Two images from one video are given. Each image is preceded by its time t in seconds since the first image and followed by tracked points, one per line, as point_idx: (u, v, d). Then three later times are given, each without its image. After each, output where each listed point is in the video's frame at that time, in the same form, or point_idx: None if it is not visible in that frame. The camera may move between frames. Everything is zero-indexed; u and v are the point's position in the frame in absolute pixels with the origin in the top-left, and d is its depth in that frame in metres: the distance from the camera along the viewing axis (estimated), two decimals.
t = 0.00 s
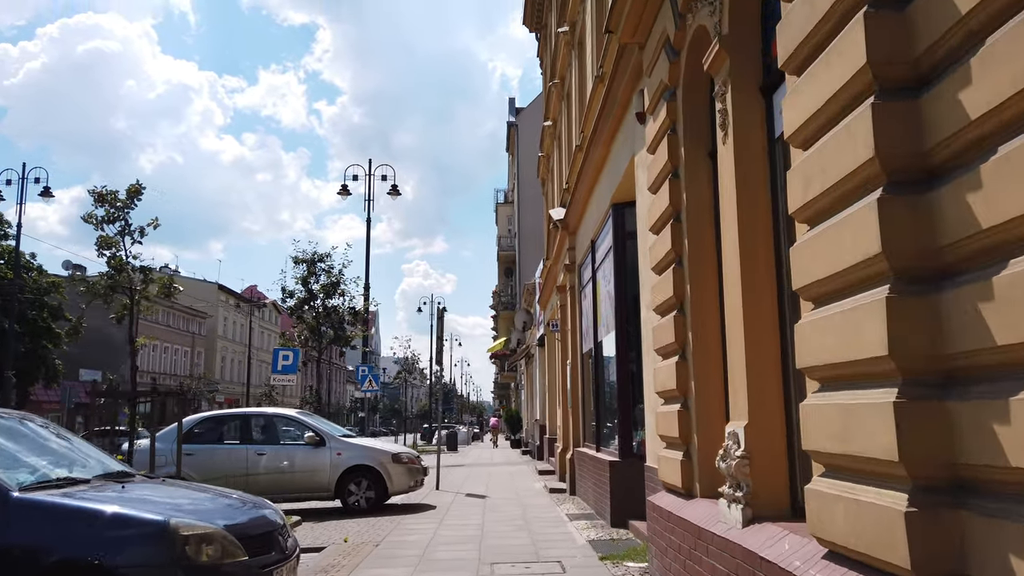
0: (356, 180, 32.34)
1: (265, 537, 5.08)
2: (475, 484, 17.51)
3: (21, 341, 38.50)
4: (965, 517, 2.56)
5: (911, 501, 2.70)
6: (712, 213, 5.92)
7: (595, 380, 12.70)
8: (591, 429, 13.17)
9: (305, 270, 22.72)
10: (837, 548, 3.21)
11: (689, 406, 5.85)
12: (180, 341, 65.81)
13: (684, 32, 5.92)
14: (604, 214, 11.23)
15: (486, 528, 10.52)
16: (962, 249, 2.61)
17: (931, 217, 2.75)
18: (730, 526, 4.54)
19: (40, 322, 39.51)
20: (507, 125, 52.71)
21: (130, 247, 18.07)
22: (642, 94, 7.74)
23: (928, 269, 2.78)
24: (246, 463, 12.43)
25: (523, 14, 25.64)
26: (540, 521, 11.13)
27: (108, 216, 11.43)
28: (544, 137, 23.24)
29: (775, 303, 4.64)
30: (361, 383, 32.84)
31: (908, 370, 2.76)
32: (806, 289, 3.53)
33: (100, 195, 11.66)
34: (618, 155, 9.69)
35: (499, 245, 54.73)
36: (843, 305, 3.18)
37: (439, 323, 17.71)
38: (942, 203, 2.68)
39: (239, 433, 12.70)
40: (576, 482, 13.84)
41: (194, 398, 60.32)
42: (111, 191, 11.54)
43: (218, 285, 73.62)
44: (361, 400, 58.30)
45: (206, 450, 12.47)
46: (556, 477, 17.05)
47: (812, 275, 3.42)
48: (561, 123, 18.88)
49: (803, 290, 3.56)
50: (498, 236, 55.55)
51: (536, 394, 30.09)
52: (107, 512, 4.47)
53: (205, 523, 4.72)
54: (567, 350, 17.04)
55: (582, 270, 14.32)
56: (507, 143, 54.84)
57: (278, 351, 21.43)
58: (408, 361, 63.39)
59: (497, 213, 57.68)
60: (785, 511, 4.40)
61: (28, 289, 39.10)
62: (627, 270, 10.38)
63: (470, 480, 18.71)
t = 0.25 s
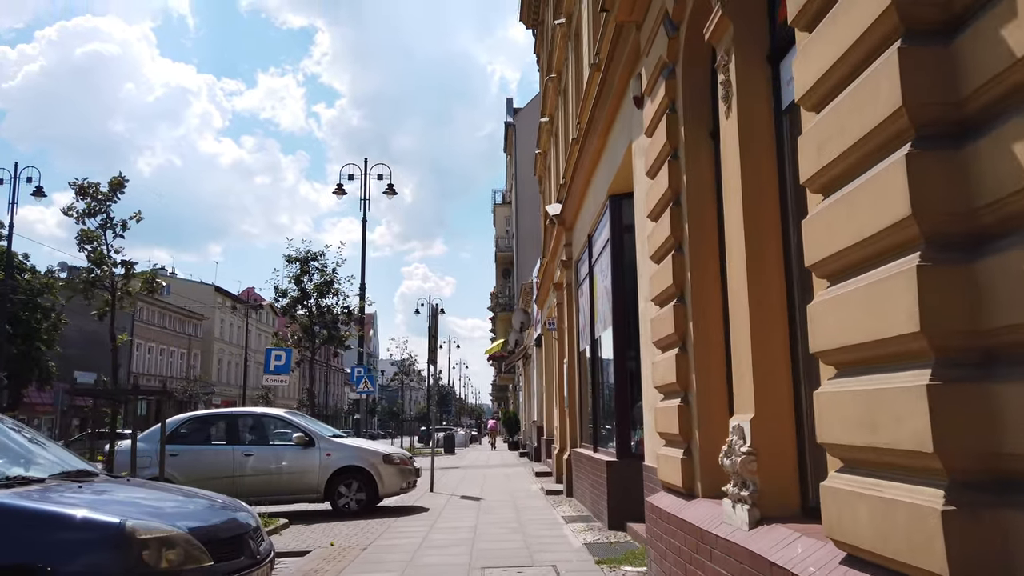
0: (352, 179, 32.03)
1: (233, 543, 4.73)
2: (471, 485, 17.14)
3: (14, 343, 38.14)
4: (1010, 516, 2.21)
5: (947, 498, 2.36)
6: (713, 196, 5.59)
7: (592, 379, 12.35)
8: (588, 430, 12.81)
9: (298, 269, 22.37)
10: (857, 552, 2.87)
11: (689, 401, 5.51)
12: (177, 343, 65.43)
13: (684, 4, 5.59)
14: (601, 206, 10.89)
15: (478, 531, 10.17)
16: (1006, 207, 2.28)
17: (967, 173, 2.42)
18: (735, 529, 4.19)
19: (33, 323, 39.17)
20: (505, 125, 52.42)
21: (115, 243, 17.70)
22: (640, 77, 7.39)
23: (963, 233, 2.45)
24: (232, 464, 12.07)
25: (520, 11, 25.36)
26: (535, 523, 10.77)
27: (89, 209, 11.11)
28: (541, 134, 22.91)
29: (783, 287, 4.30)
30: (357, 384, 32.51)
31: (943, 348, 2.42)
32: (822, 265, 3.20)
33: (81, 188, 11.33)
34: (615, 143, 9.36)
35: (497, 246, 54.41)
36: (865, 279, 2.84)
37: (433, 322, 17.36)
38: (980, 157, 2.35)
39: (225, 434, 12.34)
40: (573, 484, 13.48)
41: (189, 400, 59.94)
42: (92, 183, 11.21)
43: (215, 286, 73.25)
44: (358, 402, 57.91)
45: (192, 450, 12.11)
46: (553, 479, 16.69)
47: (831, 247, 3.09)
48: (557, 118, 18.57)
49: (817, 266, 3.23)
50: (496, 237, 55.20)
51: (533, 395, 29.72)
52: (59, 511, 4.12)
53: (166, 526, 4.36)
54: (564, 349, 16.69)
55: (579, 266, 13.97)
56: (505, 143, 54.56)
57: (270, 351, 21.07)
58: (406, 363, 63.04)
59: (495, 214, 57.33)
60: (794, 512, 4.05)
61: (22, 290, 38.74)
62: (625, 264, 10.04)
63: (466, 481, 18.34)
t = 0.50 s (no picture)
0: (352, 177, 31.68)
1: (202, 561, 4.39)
2: (470, 488, 16.81)
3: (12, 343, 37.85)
4: None
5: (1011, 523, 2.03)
6: (723, 186, 5.25)
7: (594, 380, 11.99)
8: (591, 432, 12.46)
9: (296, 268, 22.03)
10: None
11: (697, 405, 5.16)
12: (177, 344, 65.15)
13: None
14: (604, 201, 10.56)
15: (477, 538, 9.83)
16: None
17: None
18: (749, 544, 3.86)
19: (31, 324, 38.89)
20: (507, 124, 52.13)
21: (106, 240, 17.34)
22: (644, 64, 7.03)
23: None
24: (224, 468, 11.73)
25: (521, 7, 25.02)
26: (535, 530, 10.43)
27: (76, 204, 10.79)
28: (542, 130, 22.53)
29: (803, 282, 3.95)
30: (356, 385, 32.20)
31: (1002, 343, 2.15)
32: (859, 250, 2.87)
33: (68, 183, 11.01)
34: (618, 135, 9.02)
35: (498, 246, 54.10)
36: (907, 269, 2.58)
37: (433, 322, 17.00)
38: None
39: (217, 436, 11.99)
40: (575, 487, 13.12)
41: (189, 400, 59.66)
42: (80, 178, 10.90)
43: (216, 287, 72.95)
44: (359, 403, 57.58)
45: (182, 454, 11.78)
46: (554, 482, 16.35)
47: (873, 230, 2.76)
48: (559, 114, 18.23)
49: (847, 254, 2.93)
50: (498, 236, 54.82)
51: (535, 396, 29.38)
52: (9, 528, 3.78)
53: (130, 542, 4.02)
54: (565, 350, 16.34)
55: (581, 264, 13.62)
56: (507, 142, 54.20)
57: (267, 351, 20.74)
58: (407, 364, 62.71)
59: (497, 213, 56.99)
60: (814, 528, 3.72)
61: (20, 289, 38.42)
62: (628, 261, 9.69)
63: (465, 485, 17.99)
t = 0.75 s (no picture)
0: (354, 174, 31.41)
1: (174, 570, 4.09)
2: (473, 489, 16.48)
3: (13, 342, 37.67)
4: None
5: None
6: (737, 167, 4.92)
7: (599, 378, 11.64)
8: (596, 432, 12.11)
9: (296, 266, 21.73)
10: None
11: (710, 401, 4.82)
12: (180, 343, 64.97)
13: None
14: (609, 192, 10.22)
15: (477, 541, 9.51)
16: None
17: None
18: (770, 551, 3.52)
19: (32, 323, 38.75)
20: (511, 122, 51.78)
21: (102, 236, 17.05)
22: (652, 44, 6.67)
23: None
24: (219, 468, 11.43)
25: (525, 2, 24.69)
26: (538, 532, 10.11)
27: (65, 197, 10.51)
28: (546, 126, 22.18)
29: (829, 265, 3.62)
30: (358, 384, 31.91)
31: None
32: (903, 220, 2.55)
33: (57, 175, 10.73)
34: (624, 122, 8.69)
35: (502, 245, 53.75)
36: (961, 237, 2.26)
37: (434, 319, 16.68)
38: None
39: (212, 435, 11.69)
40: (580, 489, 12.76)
41: (192, 400, 59.50)
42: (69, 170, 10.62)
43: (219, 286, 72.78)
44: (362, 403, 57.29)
45: (176, 453, 11.48)
46: (558, 483, 16.01)
47: (922, 197, 2.43)
48: (563, 108, 17.89)
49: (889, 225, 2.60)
50: (501, 235, 54.47)
51: (539, 396, 29.00)
52: None
53: (93, 550, 3.72)
54: (570, 348, 15.98)
55: (586, 259, 13.27)
56: (511, 141, 53.86)
57: (266, 350, 20.45)
58: (411, 364, 62.39)
59: (501, 213, 56.65)
60: (842, 534, 3.38)
61: (21, 288, 38.23)
62: (634, 254, 9.34)
63: (467, 485, 17.67)
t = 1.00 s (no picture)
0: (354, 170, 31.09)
1: None
2: (474, 489, 16.18)
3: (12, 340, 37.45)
4: None
5: None
6: (755, 147, 4.59)
7: (603, 375, 11.31)
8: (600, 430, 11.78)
9: (295, 262, 21.44)
10: None
11: (725, 397, 4.49)
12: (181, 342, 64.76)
13: None
14: (613, 183, 9.89)
15: (477, 544, 9.19)
16: None
17: None
18: (796, 562, 3.20)
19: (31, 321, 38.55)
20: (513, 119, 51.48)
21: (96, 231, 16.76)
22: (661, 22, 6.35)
23: None
24: (212, 468, 11.12)
25: None
26: (540, 534, 9.79)
27: (53, 188, 10.19)
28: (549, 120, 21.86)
29: (860, 247, 3.30)
30: (358, 382, 31.63)
31: None
32: (963, 184, 2.20)
33: (46, 165, 10.41)
34: (630, 108, 8.36)
35: (504, 243, 53.46)
36: None
37: (434, 316, 16.35)
38: None
39: (205, 434, 11.38)
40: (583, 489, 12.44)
41: (192, 399, 59.31)
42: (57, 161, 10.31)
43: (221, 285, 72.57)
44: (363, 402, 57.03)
45: (169, 452, 11.17)
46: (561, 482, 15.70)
47: (982, 156, 2.09)
48: (566, 101, 17.57)
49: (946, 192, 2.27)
50: (503, 233, 54.17)
51: (541, 394, 28.68)
52: None
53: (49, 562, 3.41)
54: (573, 345, 15.66)
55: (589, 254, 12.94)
56: (513, 138, 53.54)
57: (265, 347, 20.17)
58: (412, 362, 62.11)
59: (502, 210, 56.34)
60: (876, 542, 3.06)
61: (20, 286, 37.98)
62: (639, 247, 9.01)
63: (468, 485, 17.37)
